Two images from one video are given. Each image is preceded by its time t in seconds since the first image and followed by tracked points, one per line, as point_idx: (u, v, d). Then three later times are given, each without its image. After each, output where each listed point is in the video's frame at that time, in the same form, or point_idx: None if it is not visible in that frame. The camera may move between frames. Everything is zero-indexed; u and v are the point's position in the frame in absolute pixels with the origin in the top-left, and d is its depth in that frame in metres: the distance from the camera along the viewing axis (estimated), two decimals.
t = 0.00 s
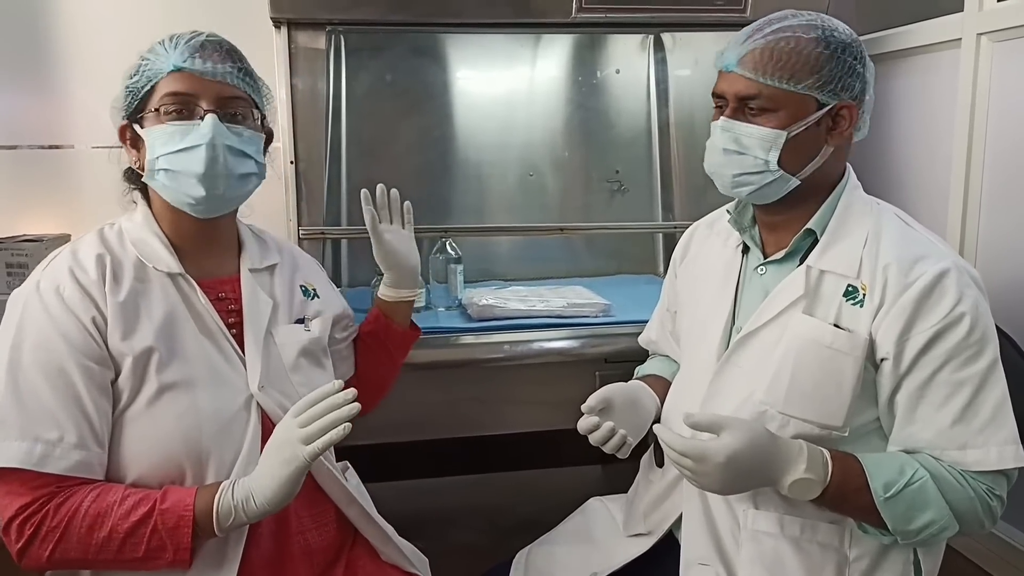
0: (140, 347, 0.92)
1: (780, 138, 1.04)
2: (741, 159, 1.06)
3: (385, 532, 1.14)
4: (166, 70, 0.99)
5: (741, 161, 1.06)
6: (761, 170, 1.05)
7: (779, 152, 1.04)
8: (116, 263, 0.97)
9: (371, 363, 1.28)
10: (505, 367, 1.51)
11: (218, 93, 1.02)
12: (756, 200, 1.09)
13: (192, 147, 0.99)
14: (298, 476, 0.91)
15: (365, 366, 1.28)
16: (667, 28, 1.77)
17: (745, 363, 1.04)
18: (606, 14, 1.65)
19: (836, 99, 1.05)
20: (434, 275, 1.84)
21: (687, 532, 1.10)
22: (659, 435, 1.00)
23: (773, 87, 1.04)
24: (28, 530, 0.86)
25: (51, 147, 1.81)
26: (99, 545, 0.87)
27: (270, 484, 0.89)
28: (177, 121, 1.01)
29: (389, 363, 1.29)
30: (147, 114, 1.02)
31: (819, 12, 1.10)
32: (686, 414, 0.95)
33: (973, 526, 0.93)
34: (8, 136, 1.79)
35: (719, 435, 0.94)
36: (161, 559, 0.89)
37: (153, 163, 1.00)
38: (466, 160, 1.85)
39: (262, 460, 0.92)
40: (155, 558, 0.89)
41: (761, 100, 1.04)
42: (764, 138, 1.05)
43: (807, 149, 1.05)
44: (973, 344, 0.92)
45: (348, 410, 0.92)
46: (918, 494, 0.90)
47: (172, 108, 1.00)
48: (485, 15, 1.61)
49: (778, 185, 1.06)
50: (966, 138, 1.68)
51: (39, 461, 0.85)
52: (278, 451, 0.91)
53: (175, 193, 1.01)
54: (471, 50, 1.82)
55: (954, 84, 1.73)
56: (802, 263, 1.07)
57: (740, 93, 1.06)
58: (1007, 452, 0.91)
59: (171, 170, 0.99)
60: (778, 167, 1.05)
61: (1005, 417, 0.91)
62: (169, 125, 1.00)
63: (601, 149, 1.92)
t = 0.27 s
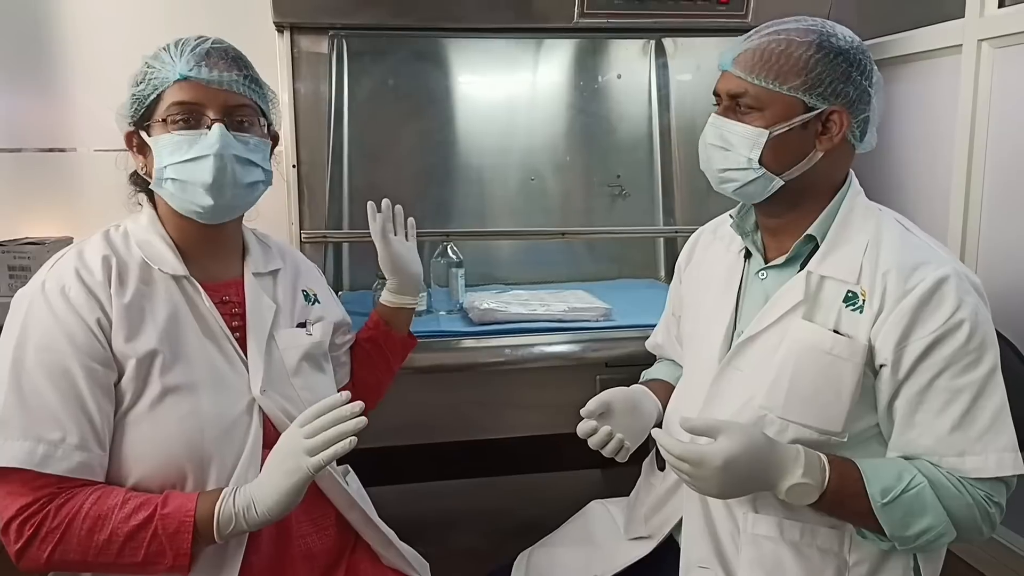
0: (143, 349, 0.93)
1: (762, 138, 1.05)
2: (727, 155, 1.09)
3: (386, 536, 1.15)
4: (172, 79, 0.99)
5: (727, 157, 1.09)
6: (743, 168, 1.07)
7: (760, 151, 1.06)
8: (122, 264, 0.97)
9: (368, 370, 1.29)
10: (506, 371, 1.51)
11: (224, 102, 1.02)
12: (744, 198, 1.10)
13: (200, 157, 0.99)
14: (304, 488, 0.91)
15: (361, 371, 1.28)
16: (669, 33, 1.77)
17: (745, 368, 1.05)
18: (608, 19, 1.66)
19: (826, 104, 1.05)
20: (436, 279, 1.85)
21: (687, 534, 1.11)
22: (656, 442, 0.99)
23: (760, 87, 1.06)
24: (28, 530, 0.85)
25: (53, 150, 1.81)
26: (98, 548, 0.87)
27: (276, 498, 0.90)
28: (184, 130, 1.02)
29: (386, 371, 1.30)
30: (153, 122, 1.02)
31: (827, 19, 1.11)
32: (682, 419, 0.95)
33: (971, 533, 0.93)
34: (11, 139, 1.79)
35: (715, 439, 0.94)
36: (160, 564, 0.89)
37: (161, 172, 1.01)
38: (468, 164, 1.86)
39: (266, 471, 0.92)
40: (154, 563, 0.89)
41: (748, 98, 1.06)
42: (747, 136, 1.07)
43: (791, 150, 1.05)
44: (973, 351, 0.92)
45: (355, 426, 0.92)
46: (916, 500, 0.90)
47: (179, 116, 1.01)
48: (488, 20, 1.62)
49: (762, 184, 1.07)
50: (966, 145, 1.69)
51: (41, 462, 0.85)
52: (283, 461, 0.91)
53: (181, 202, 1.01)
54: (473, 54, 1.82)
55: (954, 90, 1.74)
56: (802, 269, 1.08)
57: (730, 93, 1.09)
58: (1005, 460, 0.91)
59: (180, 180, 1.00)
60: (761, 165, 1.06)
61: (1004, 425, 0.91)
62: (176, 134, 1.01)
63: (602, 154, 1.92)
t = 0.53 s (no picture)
0: (150, 353, 0.93)
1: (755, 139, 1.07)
2: (723, 158, 1.11)
3: (388, 538, 1.15)
4: (184, 79, 1.00)
5: (723, 160, 1.11)
6: (739, 169, 1.09)
7: (754, 151, 1.07)
8: (129, 267, 0.98)
9: (370, 377, 1.29)
10: (507, 373, 1.51)
11: (235, 101, 1.03)
12: (744, 199, 1.11)
13: (216, 154, 1.00)
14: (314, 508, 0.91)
15: (363, 380, 1.29)
16: (669, 35, 1.78)
17: (746, 367, 1.06)
18: (609, 21, 1.67)
19: (817, 102, 1.06)
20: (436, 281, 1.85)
21: (687, 533, 1.12)
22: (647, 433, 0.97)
23: (751, 90, 1.07)
24: (32, 534, 0.86)
25: (54, 151, 1.82)
26: (102, 555, 0.88)
27: (284, 515, 0.90)
28: (196, 129, 1.02)
29: (388, 384, 1.31)
30: (165, 123, 1.03)
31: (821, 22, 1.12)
32: (702, 399, 0.92)
33: (970, 534, 0.93)
34: (12, 140, 1.79)
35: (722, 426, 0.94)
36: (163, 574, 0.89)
37: (176, 172, 1.01)
38: (469, 166, 1.86)
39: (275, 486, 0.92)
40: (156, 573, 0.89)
41: (738, 102, 1.08)
42: (741, 138, 1.08)
43: (785, 148, 1.06)
44: (975, 353, 0.92)
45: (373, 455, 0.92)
46: (915, 500, 0.90)
47: (192, 116, 1.01)
48: (489, 22, 1.63)
49: (759, 184, 1.08)
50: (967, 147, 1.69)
51: (47, 465, 0.85)
52: (297, 482, 0.91)
53: (195, 201, 1.02)
54: (474, 56, 1.83)
55: (955, 92, 1.75)
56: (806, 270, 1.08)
57: (726, 98, 1.11)
58: (1006, 462, 0.91)
59: (195, 178, 1.00)
60: (755, 166, 1.07)
61: (1004, 427, 0.91)
62: (191, 133, 1.01)
63: (603, 156, 1.93)
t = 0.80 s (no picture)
0: (161, 354, 0.93)
1: (748, 144, 1.07)
2: (719, 164, 1.11)
3: (394, 539, 1.16)
4: (194, 77, 1.00)
5: (720, 165, 1.11)
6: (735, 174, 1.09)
7: (747, 156, 1.07)
8: (140, 267, 0.98)
9: (373, 378, 1.30)
10: (509, 373, 1.52)
11: (245, 98, 1.04)
12: (744, 202, 1.12)
13: (225, 149, 1.00)
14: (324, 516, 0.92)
15: (365, 381, 1.29)
16: (670, 35, 1.78)
17: (748, 365, 1.07)
18: (610, 21, 1.67)
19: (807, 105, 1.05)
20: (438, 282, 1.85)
21: (687, 530, 1.12)
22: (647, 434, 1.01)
23: (742, 96, 1.08)
24: (41, 535, 0.86)
25: (55, 152, 1.82)
26: (111, 557, 0.88)
27: (293, 521, 0.91)
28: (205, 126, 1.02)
29: (389, 385, 1.31)
30: (173, 121, 1.03)
31: (813, 24, 1.12)
32: (682, 403, 0.98)
33: (973, 535, 0.92)
34: (13, 141, 1.79)
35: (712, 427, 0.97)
36: None
37: (185, 168, 1.01)
38: (470, 166, 1.86)
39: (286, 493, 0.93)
40: None
41: (729, 109, 1.09)
42: (734, 144, 1.09)
43: (778, 153, 1.06)
44: (976, 352, 0.91)
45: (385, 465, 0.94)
46: (912, 499, 0.90)
47: (201, 113, 1.02)
48: (490, 23, 1.63)
49: (755, 188, 1.08)
50: (968, 147, 1.69)
51: (57, 465, 0.86)
52: (308, 490, 0.92)
53: (204, 196, 1.02)
54: (475, 56, 1.83)
55: (956, 91, 1.75)
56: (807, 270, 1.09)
57: (720, 105, 1.11)
58: (1006, 462, 0.90)
59: (205, 173, 1.00)
60: (749, 170, 1.08)
61: (1005, 426, 0.90)
62: (201, 129, 1.01)
63: (604, 155, 1.93)
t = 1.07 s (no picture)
0: (173, 352, 0.93)
1: (746, 141, 1.07)
2: (720, 161, 1.11)
3: (399, 540, 1.15)
4: (204, 76, 1.00)
5: (720, 163, 1.12)
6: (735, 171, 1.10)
7: (745, 153, 1.08)
8: (152, 265, 0.97)
9: (374, 379, 1.30)
10: (509, 372, 1.51)
11: (255, 97, 1.03)
12: (744, 199, 1.12)
13: (235, 148, 1.00)
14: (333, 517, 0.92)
15: (366, 380, 1.29)
16: (671, 33, 1.78)
17: (742, 362, 1.08)
18: (610, 19, 1.66)
19: (801, 103, 1.04)
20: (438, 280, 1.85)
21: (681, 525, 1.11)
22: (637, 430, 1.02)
23: (741, 94, 1.08)
24: (52, 534, 0.85)
25: (53, 150, 1.81)
26: (122, 555, 0.87)
27: (303, 520, 0.91)
28: (215, 125, 1.02)
29: (391, 383, 1.31)
30: (184, 121, 1.03)
31: (815, 23, 1.11)
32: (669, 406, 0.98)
33: (963, 537, 0.91)
34: (11, 139, 1.78)
35: (698, 426, 0.96)
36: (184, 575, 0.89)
37: (195, 168, 1.01)
38: (469, 164, 1.86)
39: (298, 491, 0.93)
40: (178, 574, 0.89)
41: (729, 107, 1.10)
42: (733, 141, 1.09)
43: (775, 150, 1.06)
44: (969, 351, 0.89)
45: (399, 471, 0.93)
46: (899, 500, 0.89)
47: (212, 113, 1.01)
48: (490, 21, 1.62)
49: (754, 185, 1.08)
50: (969, 144, 1.69)
51: (70, 463, 0.85)
52: (323, 491, 0.92)
53: (215, 195, 1.01)
54: (476, 54, 1.83)
55: (956, 89, 1.74)
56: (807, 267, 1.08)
57: (722, 103, 1.11)
58: (998, 463, 0.88)
59: (215, 172, 1.00)
60: (747, 168, 1.08)
61: (997, 427, 0.88)
62: (212, 128, 1.01)
63: (604, 154, 1.92)
